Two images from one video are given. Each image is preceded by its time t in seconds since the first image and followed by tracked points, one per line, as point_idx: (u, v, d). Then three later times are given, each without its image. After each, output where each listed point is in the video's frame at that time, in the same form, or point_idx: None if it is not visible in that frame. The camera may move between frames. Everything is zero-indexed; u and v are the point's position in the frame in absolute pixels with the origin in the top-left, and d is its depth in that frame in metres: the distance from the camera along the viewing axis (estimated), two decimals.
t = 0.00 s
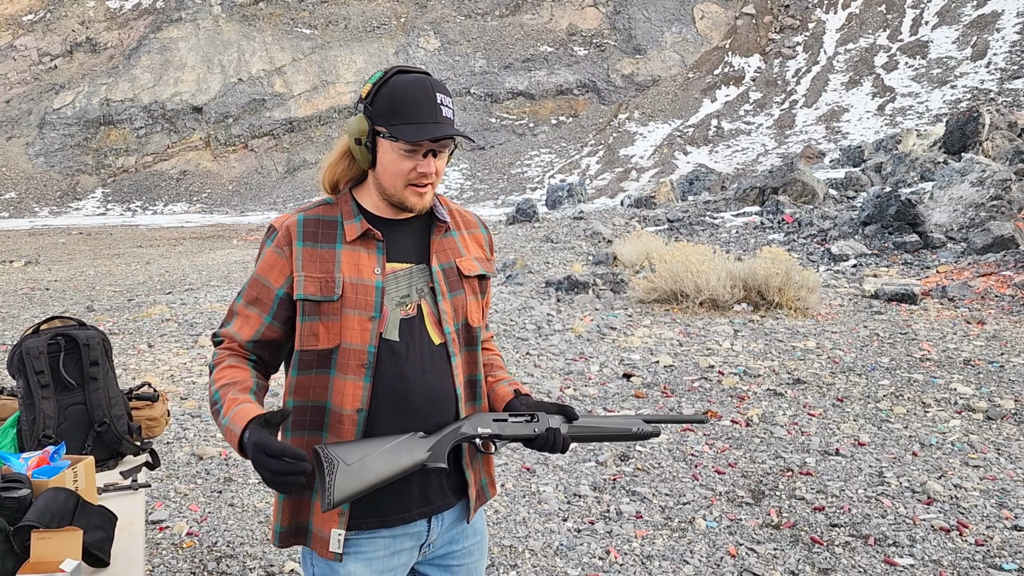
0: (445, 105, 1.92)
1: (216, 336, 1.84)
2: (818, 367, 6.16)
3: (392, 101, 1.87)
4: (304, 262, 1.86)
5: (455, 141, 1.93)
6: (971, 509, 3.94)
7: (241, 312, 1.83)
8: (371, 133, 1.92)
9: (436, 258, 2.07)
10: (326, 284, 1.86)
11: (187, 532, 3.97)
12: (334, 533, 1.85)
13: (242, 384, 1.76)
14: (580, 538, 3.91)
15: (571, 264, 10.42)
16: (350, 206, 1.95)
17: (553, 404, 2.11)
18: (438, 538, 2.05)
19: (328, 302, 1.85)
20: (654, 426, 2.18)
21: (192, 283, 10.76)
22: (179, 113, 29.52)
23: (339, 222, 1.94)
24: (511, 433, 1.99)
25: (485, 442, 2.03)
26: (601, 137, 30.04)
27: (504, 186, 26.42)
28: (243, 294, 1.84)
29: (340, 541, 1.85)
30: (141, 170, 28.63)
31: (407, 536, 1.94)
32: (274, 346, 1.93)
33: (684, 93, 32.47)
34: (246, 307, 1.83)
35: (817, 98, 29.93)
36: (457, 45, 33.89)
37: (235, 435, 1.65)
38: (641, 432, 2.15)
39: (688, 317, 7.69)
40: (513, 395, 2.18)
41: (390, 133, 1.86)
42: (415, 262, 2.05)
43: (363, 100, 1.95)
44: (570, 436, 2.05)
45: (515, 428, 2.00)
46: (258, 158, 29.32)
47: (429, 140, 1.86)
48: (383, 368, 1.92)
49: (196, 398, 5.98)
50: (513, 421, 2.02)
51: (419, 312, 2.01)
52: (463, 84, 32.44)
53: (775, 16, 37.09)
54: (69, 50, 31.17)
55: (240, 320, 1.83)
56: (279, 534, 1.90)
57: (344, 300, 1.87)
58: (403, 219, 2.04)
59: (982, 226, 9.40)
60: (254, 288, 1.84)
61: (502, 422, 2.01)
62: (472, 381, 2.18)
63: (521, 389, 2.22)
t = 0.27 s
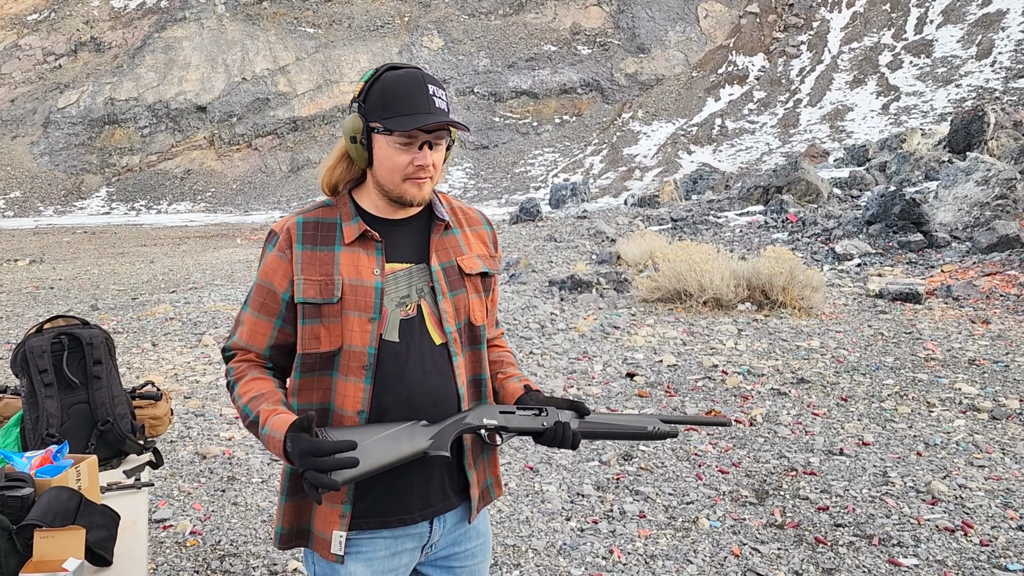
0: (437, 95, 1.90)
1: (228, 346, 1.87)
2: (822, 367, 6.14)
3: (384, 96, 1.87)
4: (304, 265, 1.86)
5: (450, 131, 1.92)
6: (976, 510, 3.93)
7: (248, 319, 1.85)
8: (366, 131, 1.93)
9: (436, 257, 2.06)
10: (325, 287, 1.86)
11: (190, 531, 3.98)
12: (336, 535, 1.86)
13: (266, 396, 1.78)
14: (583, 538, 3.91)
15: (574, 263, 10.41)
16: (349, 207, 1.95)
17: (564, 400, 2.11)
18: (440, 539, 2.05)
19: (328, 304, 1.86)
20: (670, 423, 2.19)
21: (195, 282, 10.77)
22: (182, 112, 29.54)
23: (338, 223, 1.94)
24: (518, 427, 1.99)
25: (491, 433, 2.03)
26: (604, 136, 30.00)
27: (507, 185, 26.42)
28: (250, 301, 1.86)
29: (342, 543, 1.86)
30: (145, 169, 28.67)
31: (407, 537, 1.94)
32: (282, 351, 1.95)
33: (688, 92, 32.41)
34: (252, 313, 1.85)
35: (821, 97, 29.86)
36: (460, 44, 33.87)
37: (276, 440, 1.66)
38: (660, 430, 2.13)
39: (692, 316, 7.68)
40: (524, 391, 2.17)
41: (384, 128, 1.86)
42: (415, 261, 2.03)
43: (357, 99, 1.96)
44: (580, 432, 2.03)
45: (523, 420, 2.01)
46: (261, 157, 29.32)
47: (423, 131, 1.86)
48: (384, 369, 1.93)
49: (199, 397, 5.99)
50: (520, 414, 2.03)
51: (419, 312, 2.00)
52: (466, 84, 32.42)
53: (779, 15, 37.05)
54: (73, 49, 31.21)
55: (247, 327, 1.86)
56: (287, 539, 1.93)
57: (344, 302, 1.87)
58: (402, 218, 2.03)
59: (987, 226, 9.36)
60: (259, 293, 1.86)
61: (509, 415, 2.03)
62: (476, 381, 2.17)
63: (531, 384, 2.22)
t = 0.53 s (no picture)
0: (429, 85, 1.91)
1: (214, 336, 1.81)
2: (826, 366, 6.13)
3: (376, 89, 1.89)
4: (305, 263, 1.86)
5: (442, 121, 1.94)
6: (982, 509, 3.92)
7: (245, 315, 1.82)
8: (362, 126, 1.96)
9: (439, 255, 2.05)
10: (326, 286, 1.86)
11: (194, 529, 3.99)
12: (336, 535, 1.85)
13: (272, 377, 1.76)
14: (587, 537, 3.91)
15: (578, 262, 10.40)
16: (351, 206, 1.95)
17: (592, 390, 2.13)
18: (442, 539, 2.05)
19: (329, 304, 1.85)
20: (698, 421, 2.23)
21: (200, 281, 10.79)
22: (187, 111, 29.58)
23: (341, 222, 1.93)
24: (548, 412, 2.02)
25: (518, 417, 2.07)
26: (608, 135, 29.97)
27: (511, 184, 26.43)
28: (247, 295, 1.84)
29: (342, 542, 1.85)
30: (150, 168, 28.73)
31: (407, 537, 1.93)
32: (279, 349, 1.93)
33: (692, 91, 32.37)
34: (251, 309, 1.83)
35: (825, 96, 29.79)
36: (464, 43, 33.88)
37: (308, 412, 1.66)
38: (683, 427, 2.16)
39: (696, 315, 7.67)
40: (551, 379, 2.17)
41: (377, 119, 1.87)
42: (417, 260, 2.04)
43: (352, 97, 1.99)
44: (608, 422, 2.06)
45: (552, 407, 2.04)
46: (266, 155, 29.29)
47: (416, 121, 1.88)
48: (386, 369, 1.93)
49: (203, 396, 6.00)
50: (549, 400, 2.06)
51: (422, 311, 2.00)
52: (470, 83, 32.47)
53: (783, 13, 36.99)
54: (78, 48, 31.29)
55: (243, 323, 1.82)
56: (288, 537, 1.92)
57: (344, 302, 1.87)
58: (403, 214, 2.03)
59: (992, 225, 9.33)
60: (259, 288, 1.84)
61: (539, 401, 2.05)
62: (481, 380, 2.16)
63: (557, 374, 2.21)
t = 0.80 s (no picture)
0: (419, 78, 1.92)
1: (214, 331, 1.83)
2: (830, 366, 6.12)
3: (367, 84, 1.92)
4: (309, 263, 1.86)
5: (433, 109, 1.94)
6: (986, 510, 3.91)
7: (246, 312, 1.83)
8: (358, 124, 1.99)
9: (444, 254, 2.05)
10: (331, 286, 1.86)
11: (197, 528, 4.00)
12: (343, 535, 1.85)
13: (274, 364, 1.79)
14: (590, 537, 3.91)
15: (581, 261, 10.40)
16: (356, 205, 1.95)
17: (594, 387, 2.12)
18: (447, 539, 2.05)
19: (333, 303, 1.85)
20: (696, 429, 2.27)
21: (203, 280, 10.80)
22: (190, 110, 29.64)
23: (346, 221, 1.94)
24: (548, 407, 2.02)
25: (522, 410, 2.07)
26: (611, 135, 29.95)
27: (514, 184, 26.44)
28: (249, 293, 1.84)
29: (350, 543, 1.85)
30: (153, 167, 28.78)
31: (412, 538, 1.94)
32: (282, 346, 1.94)
33: (695, 90, 32.32)
34: (252, 307, 1.84)
35: (829, 95, 29.75)
36: (467, 42, 33.88)
37: (310, 392, 1.70)
38: (684, 434, 2.20)
39: (699, 315, 7.66)
40: (556, 374, 2.18)
41: (368, 112, 1.90)
42: (423, 260, 2.03)
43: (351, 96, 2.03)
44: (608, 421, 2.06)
45: (553, 401, 2.04)
46: (269, 155, 29.38)
47: (402, 112, 1.90)
48: (390, 369, 1.93)
49: (206, 395, 6.00)
50: (552, 394, 2.05)
51: (427, 311, 1.99)
52: (473, 82, 32.47)
53: (787, 13, 36.96)
54: (82, 48, 31.34)
55: (243, 319, 1.83)
56: (296, 539, 1.92)
57: (349, 302, 1.86)
58: (406, 213, 2.03)
59: (996, 225, 9.31)
60: (260, 286, 1.84)
61: (542, 394, 2.05)
62: (486, 379, 2.16)
63: (563, 368, 2.22)
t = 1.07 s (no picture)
0: (430, 77, 1.92)
1: (217, 321, 1.84)
2: (833, 366, 6.12)
3: (380, 81, 1.92)
4: (318, 258, 1.87)
5: (446, 112, 1.95)
6: (989, 510, 3.91)
7: (251, 304, 1.83)
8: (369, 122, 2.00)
9: (451, 254, 2.05)
10: (338, 282, 1.86)
11: (201, 527, 4.01)
12: (350, 535, 1.85)
13: (278, 353, 1.80)
14: (593, 536, 3.92)
15: (583, 261, 10.40)
16: (366, 202, 1.96)
17: (601, 386, 2.11)
18: (451, 539, 2.06)
19: (341, 299, 1.85)
20: (706, 426, 2.26)
21: (206, 279, 10.83)
22: (194, 110, 29.69)
23: (354, 217, 1.94)
24: (552, 404, 2.02)
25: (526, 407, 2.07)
26: (614, 134, 29.94)
27: (517, 183, 26.45)
28: (254, 284, 1.85)
29: (358, 543, 1.85)
30: (157, 166, 28.84)
31: (417, 537, 1.95)
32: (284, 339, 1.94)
33: (698, 90, 32.28)
34: (258, 299, 1.84)
35: (832, 95, 29.72)
36: (470, 42, 33.87)
37: (315, 380, 1.71)
38: (697, 432, 2.18)
39: (701, 315, 7.66)
40: (563, 372, 2.18)
41: (380, 112, 1.90)
42: (429, 258, 2.04)
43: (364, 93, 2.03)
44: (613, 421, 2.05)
45: (557, 399, 2.04)
46: (272, 154, 29.44)
47: (412, 111, 1.90)
48: (397, 366, 1.93)
49: (210, 394, 6.02)
50: (556, 393, 2.06)
51: (433, 309, 2.00)
52: (476, 82, 32.46)
53: (790, 12, 36.96)
54: (85, 47, 31.42)
55: (246, 308, 1.83)
56: (299, 535, 1.92)
57: (356, 297, 1.87)
58: (415, 211, 2.03)
59: (1000, 224, 9.30)
60: (266, 278, 1.84)
61: (545, 391, 2.05)
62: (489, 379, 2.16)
63: (570, 366, 2.21)
